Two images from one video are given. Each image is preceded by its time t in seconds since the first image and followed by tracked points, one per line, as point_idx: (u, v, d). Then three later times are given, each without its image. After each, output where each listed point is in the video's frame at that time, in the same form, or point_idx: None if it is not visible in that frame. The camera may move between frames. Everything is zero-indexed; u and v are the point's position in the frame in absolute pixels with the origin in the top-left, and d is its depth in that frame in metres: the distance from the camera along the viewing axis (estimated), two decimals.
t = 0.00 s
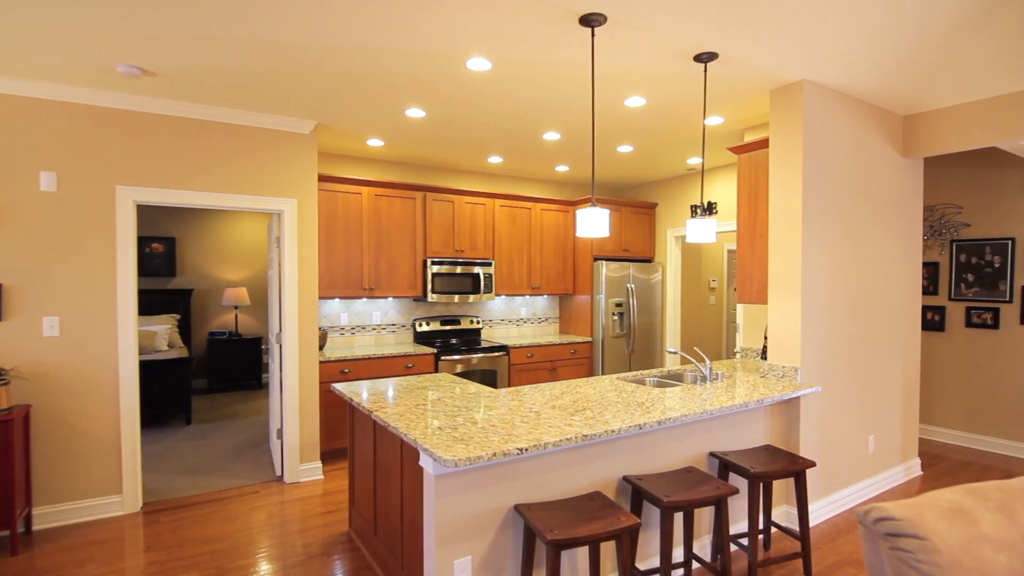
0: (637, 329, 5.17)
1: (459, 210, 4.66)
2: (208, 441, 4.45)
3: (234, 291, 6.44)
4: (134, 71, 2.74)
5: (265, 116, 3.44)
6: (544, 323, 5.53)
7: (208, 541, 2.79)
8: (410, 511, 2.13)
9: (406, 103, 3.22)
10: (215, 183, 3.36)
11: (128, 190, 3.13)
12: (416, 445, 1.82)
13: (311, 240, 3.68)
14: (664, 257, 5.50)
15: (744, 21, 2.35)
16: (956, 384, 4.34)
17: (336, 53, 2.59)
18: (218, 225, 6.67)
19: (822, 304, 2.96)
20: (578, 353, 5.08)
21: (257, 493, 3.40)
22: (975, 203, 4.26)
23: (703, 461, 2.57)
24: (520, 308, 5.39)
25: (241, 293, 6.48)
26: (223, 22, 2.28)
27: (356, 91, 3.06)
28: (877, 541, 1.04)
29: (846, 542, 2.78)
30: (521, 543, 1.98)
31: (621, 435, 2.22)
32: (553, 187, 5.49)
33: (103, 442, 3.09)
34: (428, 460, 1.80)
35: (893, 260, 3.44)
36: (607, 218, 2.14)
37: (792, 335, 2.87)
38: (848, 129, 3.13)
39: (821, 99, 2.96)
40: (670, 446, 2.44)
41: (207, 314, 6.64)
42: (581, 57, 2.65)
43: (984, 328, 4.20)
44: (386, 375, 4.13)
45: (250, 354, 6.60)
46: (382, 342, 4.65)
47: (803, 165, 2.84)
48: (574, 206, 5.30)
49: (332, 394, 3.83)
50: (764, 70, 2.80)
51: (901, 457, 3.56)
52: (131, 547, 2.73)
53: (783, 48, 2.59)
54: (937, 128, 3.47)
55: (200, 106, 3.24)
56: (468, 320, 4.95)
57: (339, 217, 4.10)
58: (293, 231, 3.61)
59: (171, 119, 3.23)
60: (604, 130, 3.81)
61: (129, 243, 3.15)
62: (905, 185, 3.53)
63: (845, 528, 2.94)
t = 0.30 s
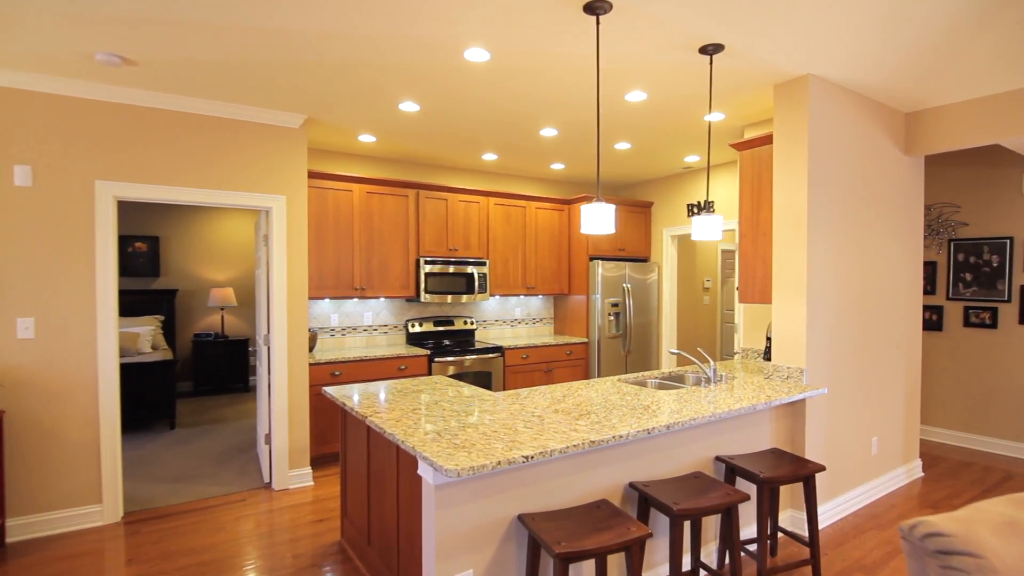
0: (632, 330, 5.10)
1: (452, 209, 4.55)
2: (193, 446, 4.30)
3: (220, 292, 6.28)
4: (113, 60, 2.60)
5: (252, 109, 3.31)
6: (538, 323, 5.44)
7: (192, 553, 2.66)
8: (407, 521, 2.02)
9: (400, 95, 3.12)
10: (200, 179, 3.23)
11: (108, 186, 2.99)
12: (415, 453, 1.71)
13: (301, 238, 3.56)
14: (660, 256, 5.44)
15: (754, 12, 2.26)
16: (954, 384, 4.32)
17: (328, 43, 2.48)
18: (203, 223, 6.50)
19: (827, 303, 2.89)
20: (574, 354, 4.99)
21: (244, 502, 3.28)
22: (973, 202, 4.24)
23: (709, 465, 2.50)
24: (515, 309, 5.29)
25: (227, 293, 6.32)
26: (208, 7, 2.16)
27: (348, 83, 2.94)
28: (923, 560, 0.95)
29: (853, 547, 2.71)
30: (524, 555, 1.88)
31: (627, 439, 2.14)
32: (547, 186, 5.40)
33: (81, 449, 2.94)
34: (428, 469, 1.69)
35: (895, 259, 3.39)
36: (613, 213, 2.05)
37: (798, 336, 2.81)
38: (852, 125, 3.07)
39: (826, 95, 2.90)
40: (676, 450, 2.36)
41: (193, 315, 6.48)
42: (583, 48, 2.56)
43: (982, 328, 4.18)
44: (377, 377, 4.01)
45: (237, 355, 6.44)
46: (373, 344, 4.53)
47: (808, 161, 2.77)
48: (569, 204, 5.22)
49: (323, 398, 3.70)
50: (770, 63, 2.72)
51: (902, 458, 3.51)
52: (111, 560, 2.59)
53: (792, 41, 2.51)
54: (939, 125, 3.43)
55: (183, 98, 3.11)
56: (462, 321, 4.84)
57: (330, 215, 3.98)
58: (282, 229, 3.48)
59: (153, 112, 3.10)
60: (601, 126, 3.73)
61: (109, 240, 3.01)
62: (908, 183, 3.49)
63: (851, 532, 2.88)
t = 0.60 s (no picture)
0: (626, 329, 5.03)
1: (443, 204, 4.44)
2: (172, 450, 4.14)
3: (202, 289, 6.10)
4: (87, 42, 2.45)
5: (235, 98, 3.17)
6: (530, 323, 5.35)
7: (171, 564, 2.52)
8: (401, 531, 1.91)
9: (391, 84, 3.00)
10: (181, 170, 3.08)
11: (82, 176, 2.83)
12: (410, 461, 1.60)
13: (286, 233, 3.42)
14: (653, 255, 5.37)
15: None
16: (948, 384, 4.30)
17: (318, 26, 2.35)
18: (184, 218, 6.30)
19: (830, 303, 2.84)
20: (567, 353, 4.91)
21: (227, 508, 3.13)
22: (967, 201, 4.23)
23: (713, 469, 2.42)
24: (506, 308, 5.19)
25: (208, 291, 6.14)
26: None
27: (337, 70, 2.81)
28: None
29: (856, 551, 2.65)
30: (526, 567, 1.78)
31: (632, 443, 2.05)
32: (540, 182, 5.31)
33: (53, 455, 2.79)
34: (425, 477, 1.58)
35: (895, 257, 3.35)
36: (618, 207, 1.96)
37: (801, 336, 2.74)
38: (855, 121, 3.02)
39: (830, 90, 2.84)
40: (680, 454, 2.28)
41: (173, 313, 6.28)
42: (585, 36, 2.46)
43: (976, 327, 4.17)
44: (365, 378, 3.87)
45: (219, 355, 6.26)
46: (361, 343, 4.40)
47: (812, 157, 2.71)
48: (562, 201, 5.14)
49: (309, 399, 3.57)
50: (774, 55, 2.65)
51: (900, 459, 3.47)
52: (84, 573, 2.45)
53: (799, 32, 2.44)
54: (939, 123, 3.40)
55: (163, 84, 2.96)
56: (453, 320, 4.73)
57: (317, 210, 3.85)
58: (268, 223, 3.34)
59: (131, 99, 2.94)
60: (598, 119, 3.64)
61: (83, 233, 2.85)
62: (907, 181, 3.45)
63: (853, 536, 2.82)
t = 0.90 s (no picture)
0: (620, 329, 4.96)
1: (435, 200, 4.32)
2: (151, 454, 3.97)
3: (183, 287, 5.91)
4: (59, 23, 2.29)
5: (219, 87, 3.03)
6: (522, 322, 5.25)
7: None
8: (396, 544, 1.80)
9: (384, 73, 2.87)
10: (160, 162, 2.93)
11: (54, 167, 2.68)
12: (408, 472, 1.49)
13: (272, 229, 3.29)
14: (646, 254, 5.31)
15: None
16: (942, 385, 4.29)
17: (307, 9, 2.22)
18: (165, 213, 6.10)
19: (833, 303, 2.78)
20: (559, 353, 4.82)
21: (209, 516, 2.99)
22: (962, 202, 4.22)
23: (717, 475, 2.35)
24: (498, 307, 5.09)
25: (189, 289, 5.95)
26: None
27: (327, 57, 2.69)
28: None
29: (859, 557, 2.60)
30: None
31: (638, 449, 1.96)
32: (533, 179, 5.22)
33: (22, 462, 2.63)
34: (424, 489, 1.48)
35: (895, 257, 3.31)
36: (625, 202, 1.87)
37: (805, 337, 2.68)
38: (858, 119, 2.96)
39: (834, 86, 2.78)
40: (685, 460, 2.20)
41: (153, 311, 6.08)
42: (588, 25, 2.37)
43: (970, 328, 4.16)
44: (354, 379, 3.75)
45: (200, 355, 6.08)
46: (349, 343, 4.27)
47: (817, 154, 2.65)
48: (556, 199, 5.05)
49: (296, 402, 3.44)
50: (781, 50, 2.58)
51: (898, 462, 3.44)
52: None
53: (808, 26, 2.36)
54: (939, 122, 3.37)
55: (141, 71, 2.80)
56: (444, 319, 4.62)
57: (303, 205, 3.71)
58: (252, 218, 3.20)
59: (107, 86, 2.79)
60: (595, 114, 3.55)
61: (54, 226, 2.69)
62: (906, 180, 3.41)
63: (854, 541, 2.77)
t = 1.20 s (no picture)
0: (612, 329, 4.89)
1: (425, 197, 4.21)
2: (126, 460, 3.79)
3: (160, 285, 5.70)
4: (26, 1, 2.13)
5: (199, 74, 2.88)
6: (512, 322, 5.15)
7: None
8: (392, 560, 1.69)
9: (375, 61, 2.75)
10: (137, 153, 2.77)
11: (22, 156, 2.51)
12: (407, 485, 1.38)
13: (255, 224, 3.14)
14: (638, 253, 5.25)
15: None
16: (933, 386, 4.29)
17: None
18: (142, 208, 5.89)
19: (835, 304, 2.73)
20: (551, 354, 4.74)
21: (188, 526, 2.85)
22: (954, 202, 4.22)
23: (722, 481, 2.28)
24: (488, 306, 4.99)
25: (167, 287, 5.75)
26: None
27: (315, 44, 2.56)
28: None
29: (862, 563, 2.55)
30: None
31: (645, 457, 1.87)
32: (524, 177, 5.12)
33: None
34: (425, 505, 1.37)
35: (893, 257, 3.28)
36: (635, 197, 1.79)
37: (807, 339, 2.63)
38: (859, 117, 2.92)
39: (837, 82, 2.73)
40: (690, 466, 2.12)
41: (129, 310, 5.86)
42: (591, 14, 2.28)
43: (961, 329, 4.17)
44: (341, 381, 3.61)
45: (179, 355, 5.87)
46: (335, 343, 4.13)
47: (821, 152, 2.59)
48: (547, 196, 4.97)
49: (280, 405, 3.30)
50: (785, 45, 2.51)
51: (894, 463, 3.42)
52: None
53: (815, 21, 2.30)
54: (937, 122, 3.34)
55: (116, 55, 2.65)
56: (433, 319, 4.50)
57: (288, 200, 3.57)
58: (235, 212, 3.05)
59: (80, 72, 2.63)
60: (590, 108, 3.47)
61: (23, 219, 2.53)
62: (904, 180, 3.39)
63: (856, 546, 2.72)
